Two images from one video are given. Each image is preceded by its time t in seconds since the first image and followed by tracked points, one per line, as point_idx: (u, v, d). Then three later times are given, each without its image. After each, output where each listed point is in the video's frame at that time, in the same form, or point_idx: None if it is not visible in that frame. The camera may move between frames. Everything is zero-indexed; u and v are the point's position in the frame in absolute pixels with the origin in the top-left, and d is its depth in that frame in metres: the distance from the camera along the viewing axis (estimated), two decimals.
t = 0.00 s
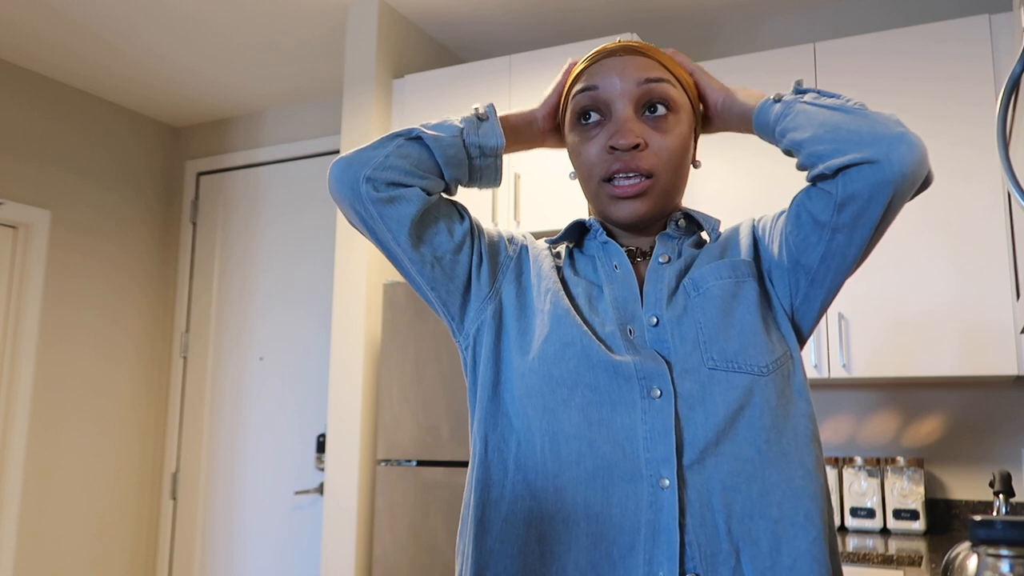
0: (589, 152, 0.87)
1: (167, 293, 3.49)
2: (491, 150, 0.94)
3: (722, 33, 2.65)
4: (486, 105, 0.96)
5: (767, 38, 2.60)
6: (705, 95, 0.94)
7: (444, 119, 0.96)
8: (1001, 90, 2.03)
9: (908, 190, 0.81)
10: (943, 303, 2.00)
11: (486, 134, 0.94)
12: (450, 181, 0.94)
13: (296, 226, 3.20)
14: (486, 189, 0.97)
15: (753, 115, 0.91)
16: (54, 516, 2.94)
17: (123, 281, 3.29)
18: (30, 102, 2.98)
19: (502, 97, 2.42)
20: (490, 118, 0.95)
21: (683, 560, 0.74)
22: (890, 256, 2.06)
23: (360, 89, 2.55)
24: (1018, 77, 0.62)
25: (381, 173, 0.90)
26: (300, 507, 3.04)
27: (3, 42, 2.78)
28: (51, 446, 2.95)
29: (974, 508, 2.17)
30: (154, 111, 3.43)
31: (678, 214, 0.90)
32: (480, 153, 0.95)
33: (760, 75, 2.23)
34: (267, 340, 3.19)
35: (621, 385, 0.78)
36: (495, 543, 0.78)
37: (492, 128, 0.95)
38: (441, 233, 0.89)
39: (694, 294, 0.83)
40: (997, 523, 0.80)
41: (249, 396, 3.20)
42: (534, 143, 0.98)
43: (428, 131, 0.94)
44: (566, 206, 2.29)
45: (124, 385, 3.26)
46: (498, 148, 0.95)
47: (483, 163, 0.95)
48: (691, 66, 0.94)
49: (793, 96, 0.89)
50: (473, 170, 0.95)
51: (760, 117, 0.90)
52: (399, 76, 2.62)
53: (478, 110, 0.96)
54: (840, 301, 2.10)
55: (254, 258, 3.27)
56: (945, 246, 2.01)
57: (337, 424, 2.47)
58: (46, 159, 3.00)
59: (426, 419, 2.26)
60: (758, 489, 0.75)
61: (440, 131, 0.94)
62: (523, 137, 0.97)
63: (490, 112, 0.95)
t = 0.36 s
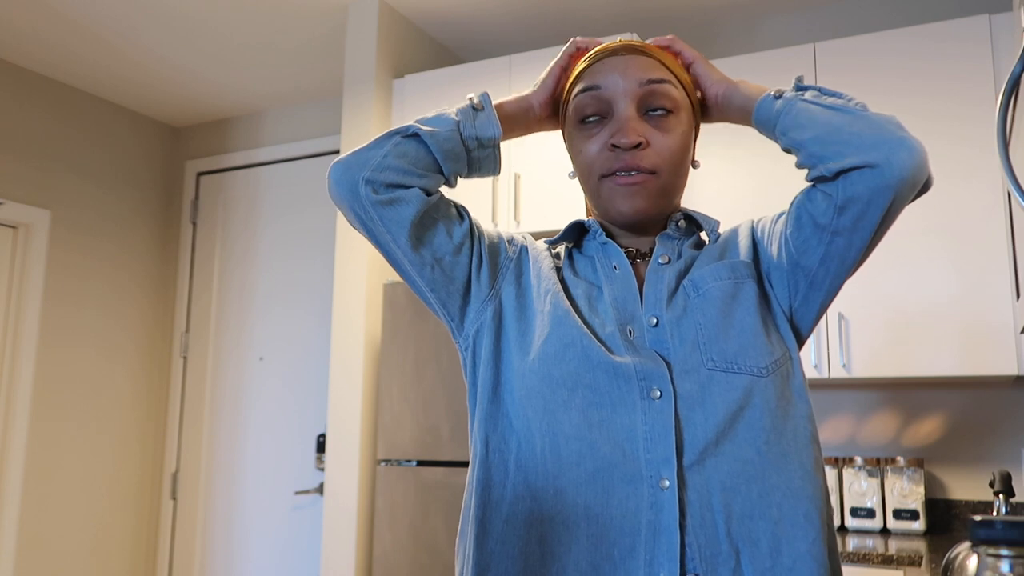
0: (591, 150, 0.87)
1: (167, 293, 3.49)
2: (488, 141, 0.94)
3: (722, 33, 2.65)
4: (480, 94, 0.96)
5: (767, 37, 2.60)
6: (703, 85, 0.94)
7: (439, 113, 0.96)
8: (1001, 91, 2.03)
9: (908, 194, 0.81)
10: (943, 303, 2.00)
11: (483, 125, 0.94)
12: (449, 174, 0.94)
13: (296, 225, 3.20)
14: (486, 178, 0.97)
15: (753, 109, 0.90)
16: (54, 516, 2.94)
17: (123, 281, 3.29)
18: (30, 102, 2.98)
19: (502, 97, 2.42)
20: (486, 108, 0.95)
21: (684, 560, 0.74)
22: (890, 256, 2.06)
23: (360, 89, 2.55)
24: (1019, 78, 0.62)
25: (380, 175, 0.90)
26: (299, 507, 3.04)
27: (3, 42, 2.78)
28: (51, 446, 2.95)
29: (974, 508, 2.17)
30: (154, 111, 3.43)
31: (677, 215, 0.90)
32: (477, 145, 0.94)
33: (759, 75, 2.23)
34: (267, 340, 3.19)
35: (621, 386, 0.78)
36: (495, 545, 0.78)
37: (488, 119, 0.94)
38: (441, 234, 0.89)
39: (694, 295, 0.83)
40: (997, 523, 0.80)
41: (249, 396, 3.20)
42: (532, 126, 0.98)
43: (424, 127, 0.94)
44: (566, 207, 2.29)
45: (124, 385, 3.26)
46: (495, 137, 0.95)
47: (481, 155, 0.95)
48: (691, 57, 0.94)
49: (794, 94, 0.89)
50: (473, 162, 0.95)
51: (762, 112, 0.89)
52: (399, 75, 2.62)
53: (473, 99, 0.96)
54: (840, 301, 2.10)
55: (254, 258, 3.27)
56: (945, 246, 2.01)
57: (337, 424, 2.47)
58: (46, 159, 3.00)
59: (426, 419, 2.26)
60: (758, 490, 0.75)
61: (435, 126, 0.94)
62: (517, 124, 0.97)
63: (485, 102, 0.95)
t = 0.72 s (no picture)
0: (591, 157, 0.87)
1: (167, 293, 3.49)
2: (488, 136, 0.93)
3: (722, 32, 2.65)
4: (478, 89, 0.96)
5: (767, 37, 2.60)
6: (699, 82, 0.94)
7: (438, 112, 0.96)
8: (1001, 90, 2.02)
9: (903, 190, 0.81)
10: (943, 303, 2.00)
11: (481, 120, 0.93)
12: (449, 174, 0.94)
13: (296, 225, 3.20)
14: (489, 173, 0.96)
15: (748, 104, 0.90)
16: (54, 516, 2.94)
17: (123, 281, 3.29)
18: (30, 102, 2.98)
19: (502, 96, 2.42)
20: (483, 101, 0.94)
21: (684, 558, 0.74)
22: (890, 256, 2.06)
23: (359, 89, 2.55)
24: (1018, 77, 0.62)
25: (378, 175, 0.90)
26: (299, 507, 3.04)
27: (3, 42, 2.78)
28: (51, 446, 2.95)
29: (974, 508, 2.17)
30: (154, 111, 3.43)
31: (677, 215, 0.90)
32: (477, 141, 0.94)
33: (759, 75, 2.23)
34: (267, 340, 3.19)
35: (620, 385, 0.78)
36: (495, 545, 0.78)
37: (486, 113, 0.94)
38: (440, 235, 0.89)
39: (692, 295, 0.83)
40: (997, 524, 0.80)
41: (249, 396, 3.20)
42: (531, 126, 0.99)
43: (422, 128, 0.94)
44: (566, 207, 2.29)
45: (124, 385, 3.26)
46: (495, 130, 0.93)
47: (481, 149, 0.94)
48: (686, 51, 0.95)
49: (789, 89, 0.89)
50: (472, 159, 0.95)
51: (755, 106, 0.89)
52: (399, 76, 2.62)
53: (469, 94, 0.95)
54: (840, 301, 2.10)
55: (254, 258, 3.27)
56: (945, 246, 2.01)
57: (337, 424, 2.47)
58: (45, 159, 3.00)
59: (426, 419, 2.26)
60: (757, 488, 0.75)
61: (434, 126, 0.94)
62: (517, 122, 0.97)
63: (482, 96, 0.94)
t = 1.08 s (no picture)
0: (585, 162, 0.87)
1: (167, 293, 3.49)
2: (487, 144, 0.93)
3: (722, 33, 2.65)
4: (477, 96, 0.95)
5: (767, 37, 2.60)
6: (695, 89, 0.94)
7: (439, 117, 0.96)
8: (1001, 90, 2.02)
9: (901, 190, 0.81)
10: (943, 303, 2.00)
11: (480, 128, 0.93)
12: (446, 179, 0.94)
13: (296, 225, 3.20)
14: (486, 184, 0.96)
15: (744, 109, 0.90)
16: (54, 516, 2.94)
17: (123, 281, 3.29)
18: (30, 102, 2.98)
19: (502, 97, 2.42)
20: (483, 109, 0.94)
21: (684, 559, 0.74)
22: (890, 256, 2.06)
23: (359, 89, 2.55)
24: (1018, 78, 0.62)
25: (378, 177, 0.90)
26: (299, 507, 3.04)
27: (3, 42, 2.78)
28: (51, 446, 2.95)
29: (974, 508, 2.18)
30: (155, 111, 3.43)
31: (674, 215, 0.90)
32: (476, 148, 0.94)
33: (759, 75, 2.23)
34: (267, 340, 3.19)
35: (618, 386, 0.78)
36: (496, 546, 0.78)
37: (486, 121, 0.93)
38: (439, 236, 0.89)
39: (690, 295, 0.83)
40: (997, 524, 0.80)
41: (249, 396, 3.20)
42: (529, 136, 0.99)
43: (422, 131, 0.94)
44: (566, 207, 2.29)
45: (124, 385, 3.26)
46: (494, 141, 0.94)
47: (480, 157, 0.94)
48: (680, 60, 0.94)
49: (786, 94, 0.89)
50: (470, 166, 0.95)
51: (751, 111, 0.89)
52: (399, 76, 2.62)
53: (469, 101, 0.95)
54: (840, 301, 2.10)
55: (254, 258, 3.27)
56: (945, 246, 2.01)
57: (337, 423, 2.47)
58: (46, 159, 3.00)
59: (426, 418, 2.26)
60: (756, 487, 0.75)
61: (434, 130, 0.94)
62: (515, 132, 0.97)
63: (482, 103, 0.94)
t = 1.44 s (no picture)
0: (587, 161, 0.87)
1: (167, 293, 3.49)
2: (488, 148, 0.94)
3: (722, 33, 2.65)
4: (483, 104, 0.96)
5: (767, 38, 2.60)
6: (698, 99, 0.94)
7: (441, 118, 0.96)
8: (1001, 91, 2.02)
9: (899, 191, 0.81)
10: (943, 303, 2.00)
11: (483, 132, 0.93)
12: (448, 179, 0.94)
13: (296, 225, 3.20)
14: (484, 189, 0.96)
15: (745, 118, 0.90)
16: (54, 516, 2.94)
17: (123, 281, 3.29)
18: (30, 102, 2.98)
19: (502, 97, 2.42)
20: (487, 116, 0.94)
21: (681, 558, 0.74)
22: (889, 256, 2.06)
23: (359, 89, 2.55)
24: (1019, 79, 0.62)
25: (380, 173, 0.89)
26: (300, 507, 3.04)
27: (3, 42, 2.78)
28: (51, 445, 2.95)
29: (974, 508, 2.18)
30: (155, 111, 3.43)
31: (674, 215, 0.90)
32: (478, 151, 0.94)
33: (759, 75, 2.23)
34: (267, 340, 3.19)
35: (617, 385, 0.78)
36: (494, 544, 0.78)
37: (489, 126, 0.94)
38: (441, 234, 0.89)
39: (688, 295, 0.83)
40: (997, 524, 0.80)
41: (249, 396, 3.20)
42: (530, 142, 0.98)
43: (426, 130, 0.94)
44: (565, 207, 2.29)
45: (124, 385, 3.26)
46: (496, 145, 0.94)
47: (481, 161, 0.94)
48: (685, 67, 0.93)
49: (785, 100, 0.89)
50: (471, 170, 0.95)
51: (751, 120, 0.90)
52: (399, 76, 2.62)
53: (473, 108, 0.95)
54: (840, 301, 2.10)
55: (255, 258, 3.27)
56: (945, 246, 2.01)
57: (337, 423, 2.47)
58: (46, 159, 3.00)
59: (426, 418, 2.26)
60: (754, 487, 0.75)
61: (438, 129, 0.94)
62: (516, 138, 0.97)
63: (487, 110, 0.94)
